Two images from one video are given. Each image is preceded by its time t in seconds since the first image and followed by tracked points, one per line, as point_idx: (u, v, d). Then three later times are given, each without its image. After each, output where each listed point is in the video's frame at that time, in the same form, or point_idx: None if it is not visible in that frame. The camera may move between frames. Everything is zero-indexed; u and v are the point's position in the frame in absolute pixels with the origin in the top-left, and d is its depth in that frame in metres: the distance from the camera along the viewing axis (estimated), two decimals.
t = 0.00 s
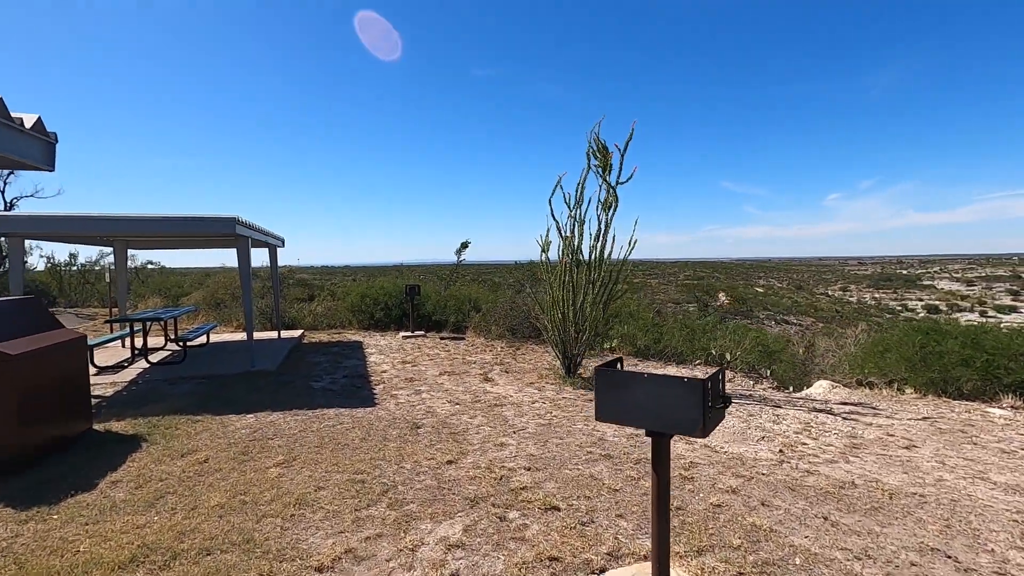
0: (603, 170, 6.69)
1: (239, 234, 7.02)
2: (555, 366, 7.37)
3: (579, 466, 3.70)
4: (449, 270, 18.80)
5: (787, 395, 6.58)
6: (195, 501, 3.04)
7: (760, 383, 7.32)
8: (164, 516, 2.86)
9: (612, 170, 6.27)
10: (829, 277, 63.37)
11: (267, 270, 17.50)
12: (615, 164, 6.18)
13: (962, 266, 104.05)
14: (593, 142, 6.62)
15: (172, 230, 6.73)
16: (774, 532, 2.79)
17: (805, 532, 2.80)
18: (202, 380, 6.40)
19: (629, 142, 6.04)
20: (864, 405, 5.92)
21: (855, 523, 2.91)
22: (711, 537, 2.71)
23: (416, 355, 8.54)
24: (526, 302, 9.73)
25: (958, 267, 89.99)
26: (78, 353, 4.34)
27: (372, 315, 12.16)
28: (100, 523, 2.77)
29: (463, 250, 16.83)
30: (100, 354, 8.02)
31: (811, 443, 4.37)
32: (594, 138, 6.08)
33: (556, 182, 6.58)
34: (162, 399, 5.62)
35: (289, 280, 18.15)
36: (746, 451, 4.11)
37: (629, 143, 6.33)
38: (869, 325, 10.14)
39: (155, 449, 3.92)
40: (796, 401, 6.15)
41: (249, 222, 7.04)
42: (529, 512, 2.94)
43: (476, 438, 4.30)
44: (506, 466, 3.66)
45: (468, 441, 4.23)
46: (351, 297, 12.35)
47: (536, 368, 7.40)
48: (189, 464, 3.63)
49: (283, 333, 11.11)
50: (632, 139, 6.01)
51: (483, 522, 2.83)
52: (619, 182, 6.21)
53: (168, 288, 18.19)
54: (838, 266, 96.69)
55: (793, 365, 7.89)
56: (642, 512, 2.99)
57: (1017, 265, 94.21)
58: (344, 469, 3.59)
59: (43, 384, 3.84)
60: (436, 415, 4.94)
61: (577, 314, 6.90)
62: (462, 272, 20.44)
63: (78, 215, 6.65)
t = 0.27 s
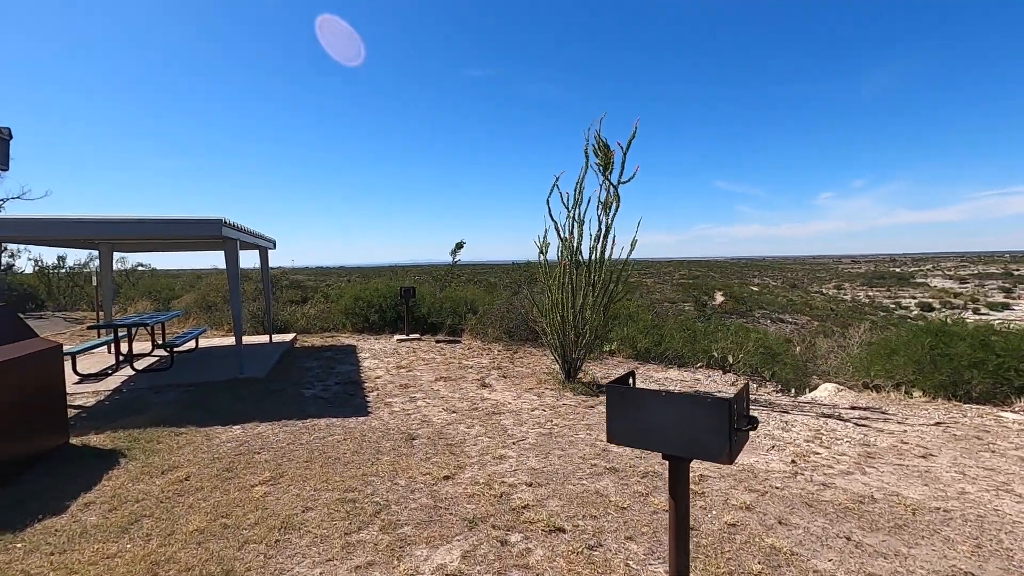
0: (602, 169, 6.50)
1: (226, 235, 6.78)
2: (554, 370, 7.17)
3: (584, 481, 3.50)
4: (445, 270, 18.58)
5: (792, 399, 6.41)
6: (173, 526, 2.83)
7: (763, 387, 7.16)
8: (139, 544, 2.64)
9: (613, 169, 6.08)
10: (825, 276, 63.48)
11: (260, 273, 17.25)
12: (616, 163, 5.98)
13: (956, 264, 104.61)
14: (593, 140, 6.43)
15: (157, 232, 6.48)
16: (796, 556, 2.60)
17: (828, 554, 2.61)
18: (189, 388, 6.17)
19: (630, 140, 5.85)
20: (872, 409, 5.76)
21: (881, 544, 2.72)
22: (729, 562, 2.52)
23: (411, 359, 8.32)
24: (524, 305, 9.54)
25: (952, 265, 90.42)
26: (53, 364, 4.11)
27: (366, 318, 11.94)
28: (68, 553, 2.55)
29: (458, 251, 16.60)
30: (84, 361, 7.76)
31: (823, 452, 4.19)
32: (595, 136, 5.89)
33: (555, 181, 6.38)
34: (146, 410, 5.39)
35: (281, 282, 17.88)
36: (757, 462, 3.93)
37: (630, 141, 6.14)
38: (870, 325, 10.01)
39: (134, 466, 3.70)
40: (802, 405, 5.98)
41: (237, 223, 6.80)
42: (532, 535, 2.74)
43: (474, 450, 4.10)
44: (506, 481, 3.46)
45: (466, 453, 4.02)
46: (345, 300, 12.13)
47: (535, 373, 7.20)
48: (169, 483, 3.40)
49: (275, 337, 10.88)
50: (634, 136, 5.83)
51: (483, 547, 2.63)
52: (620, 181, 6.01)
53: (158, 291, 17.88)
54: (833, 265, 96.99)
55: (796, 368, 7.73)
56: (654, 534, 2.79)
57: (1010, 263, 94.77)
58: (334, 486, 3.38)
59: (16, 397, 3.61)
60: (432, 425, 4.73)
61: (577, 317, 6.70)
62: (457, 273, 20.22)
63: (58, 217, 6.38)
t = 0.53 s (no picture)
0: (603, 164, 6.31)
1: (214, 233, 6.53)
2: (553, 371, 6.97)
3: (590, 490, 3.30)
4: (439, 271, 18.34)
5: (799, 400, 6.23)
6: (147, 544, 2.60)
7: (768, 388, 6.97)
8: (107, 566, 2.41)
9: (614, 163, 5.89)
10: (819, 275, 63.62)
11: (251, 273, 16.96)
12: (617, 157, 5.79)
13: (948, 263, 105.25)
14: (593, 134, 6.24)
15: (140, 230, 6.22)
16: (824, 572, 2.40)
17: (858, 571, 2.42)
18: (174, 393, 5.92)
19: (632, 133, 5.66)
20: (883, 411, 5.59)
21: (913, 558, 2.54)
22: None
23: (406, 361, 8.10)
24: (521, 305, 9.34)
25: (944, 264, 90.99)
26: (25, 368, 3.85)
27: (359, 318, 11.70)
28: None
29: (453, 251, 16.36)
30: (66, 363, 7.48)
31: (838, 457, 4.01)
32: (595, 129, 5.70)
33: (554, 176, 6.19)
34: (128, 415, 5.15)
35: (273, 282, 17.58)
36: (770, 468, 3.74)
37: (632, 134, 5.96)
38: (873, 325, 9.87)
39: (109, 476, 3.46)
40: (810, 407, 5.80)
41: (225, 221, 6.55)
42: (538, 552, 2.53)
43: (473, 456, 3.88)
44: (507, 491, 3.25)
45: (465, 460, 3.81)
46: (338, 300, 11.88)
47: (534, 374, 6.99)
48: (145, 495, 3.17)
49: (266, 338, 10.62)
50: (635, 129, 5.64)
51: (485, 565, 2.42)
52: (622, 176, 5.82)
53: (147, 292, 17.55)
54: (827, 264, 97.34)
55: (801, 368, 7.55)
56: (668, 548, 2.59)
57: (1001, 261, 95.43)
58: (323, 498, 3.16)
59: None
60: (428, 430, 4.52)
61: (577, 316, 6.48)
62: (453, 273, 19.99)
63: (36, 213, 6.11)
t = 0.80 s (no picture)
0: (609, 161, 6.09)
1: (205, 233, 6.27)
2: (558, 375, 6.74)
3: (606, 507, 3.06)
4: (438, 271, 18.10)
5: (813, 405, 6.02)
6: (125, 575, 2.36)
7: (780, 392, 6.76)
8: None
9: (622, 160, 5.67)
10: (817, 275, 63.58)
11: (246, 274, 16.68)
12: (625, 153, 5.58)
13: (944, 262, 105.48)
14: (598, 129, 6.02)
15: (128, 230, 5.96)
16: None
17: None
18: (162, 400, 5.67)
19: (640, 129, 5.44)
20: (902, 417, 5.38)
21: None
22: None
23: (405, 364, 7.85)
24: (523, 306, 9.12)
25: (941, 264, 91.17)
26: None
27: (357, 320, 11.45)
28: None
29: (451, 251, 16.14)
30: (53, 368, 7.21)
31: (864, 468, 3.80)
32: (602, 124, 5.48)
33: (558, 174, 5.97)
34: (113, 425, 4.90)
35: (269, 283, 17.32)
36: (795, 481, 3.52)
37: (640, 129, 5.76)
38: (882, 327, 9.68)
39: (88, 493, 3.21)
40: (826, 412, 5.59)
41: (216, 220, 6.29)
42: None
43: (479, 469, 3.66)
44: (517, 510, 3.02)
45: (470, 473, 3.58)
46: (335, 301, 11.64)
47: (538, 378, 6.77)
48: (126, 516, 2.93)
49: (261, 341, 10.37)
50: (644, 124, 5.43)
51: None
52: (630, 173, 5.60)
53: (140, 293, 17.24)
54: (824, 264, 97.49)
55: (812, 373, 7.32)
56: None
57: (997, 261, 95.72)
58: (319, 518, 2.92)
59: None
60: (430, 440, 4.28)
61: (583, 318, 6.23)
62: (451, 274, 19.75)
63: (19, 212, 5.85)
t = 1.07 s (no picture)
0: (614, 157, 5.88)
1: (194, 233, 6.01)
2: (560, 379, 6.52)
3: (619, 526, 2.84)
4: (435, 272, 17.87)
5: (825, 409, 5.82)
6: None
7: (789, 395, 6.56)
8: None
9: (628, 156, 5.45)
10: (814, 275, 63.61)
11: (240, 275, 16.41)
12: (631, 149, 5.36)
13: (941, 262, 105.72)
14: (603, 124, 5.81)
15: (114, 230, 5.71)
16: None
17: None
18: (148, 407, 5.42)
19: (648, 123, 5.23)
20: (920, 422, 5.18)
21: None
22: None
23: (403, 367, 7.62)
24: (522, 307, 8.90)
25: (937, 263, 91.35)
26: None
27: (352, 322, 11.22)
28: None
29: (449, 251, 15.92)
30: (36, 373, 6.96)
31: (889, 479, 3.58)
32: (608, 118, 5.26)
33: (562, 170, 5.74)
34: (96, 435, 4.65)
35: (264, 283, 17.05)
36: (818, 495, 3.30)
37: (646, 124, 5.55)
38: (890, 327, 9.50)
39: (59, 513, 2.97)
40: (840, 416, 5.39)
41: (205, 219, 6.03)
42: None
43: (481, 483, 3.43)
44: (524, 529, 2.79)
45: (472, 488, 3.36)
46: (330, 303, 11.40)
47: (539, 382, 6.55)
48: (99, 539, 2.69)
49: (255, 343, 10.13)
50: (651, 118, 5.22)
51: None
52: (636, 169, 5.40)
53: (133, 295, 16.96)
54: (821, 263, 97.59)
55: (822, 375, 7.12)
56: None
57: (994, 260, 95.97)
58: (309, 540, 2.68)
59: None
60: (429, 451, 4.05)
61: (586, 319, 6.00)
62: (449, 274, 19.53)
63: None
